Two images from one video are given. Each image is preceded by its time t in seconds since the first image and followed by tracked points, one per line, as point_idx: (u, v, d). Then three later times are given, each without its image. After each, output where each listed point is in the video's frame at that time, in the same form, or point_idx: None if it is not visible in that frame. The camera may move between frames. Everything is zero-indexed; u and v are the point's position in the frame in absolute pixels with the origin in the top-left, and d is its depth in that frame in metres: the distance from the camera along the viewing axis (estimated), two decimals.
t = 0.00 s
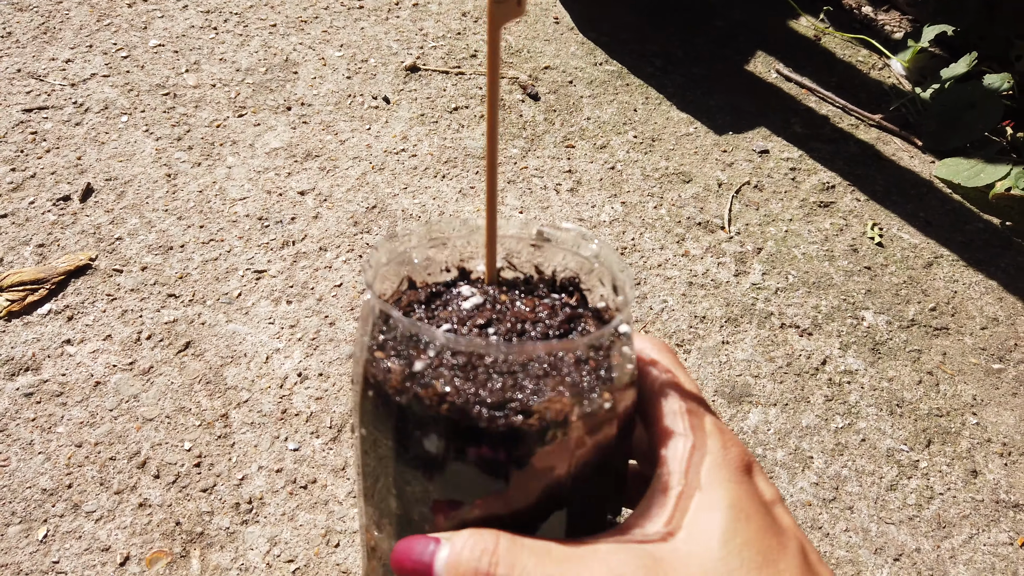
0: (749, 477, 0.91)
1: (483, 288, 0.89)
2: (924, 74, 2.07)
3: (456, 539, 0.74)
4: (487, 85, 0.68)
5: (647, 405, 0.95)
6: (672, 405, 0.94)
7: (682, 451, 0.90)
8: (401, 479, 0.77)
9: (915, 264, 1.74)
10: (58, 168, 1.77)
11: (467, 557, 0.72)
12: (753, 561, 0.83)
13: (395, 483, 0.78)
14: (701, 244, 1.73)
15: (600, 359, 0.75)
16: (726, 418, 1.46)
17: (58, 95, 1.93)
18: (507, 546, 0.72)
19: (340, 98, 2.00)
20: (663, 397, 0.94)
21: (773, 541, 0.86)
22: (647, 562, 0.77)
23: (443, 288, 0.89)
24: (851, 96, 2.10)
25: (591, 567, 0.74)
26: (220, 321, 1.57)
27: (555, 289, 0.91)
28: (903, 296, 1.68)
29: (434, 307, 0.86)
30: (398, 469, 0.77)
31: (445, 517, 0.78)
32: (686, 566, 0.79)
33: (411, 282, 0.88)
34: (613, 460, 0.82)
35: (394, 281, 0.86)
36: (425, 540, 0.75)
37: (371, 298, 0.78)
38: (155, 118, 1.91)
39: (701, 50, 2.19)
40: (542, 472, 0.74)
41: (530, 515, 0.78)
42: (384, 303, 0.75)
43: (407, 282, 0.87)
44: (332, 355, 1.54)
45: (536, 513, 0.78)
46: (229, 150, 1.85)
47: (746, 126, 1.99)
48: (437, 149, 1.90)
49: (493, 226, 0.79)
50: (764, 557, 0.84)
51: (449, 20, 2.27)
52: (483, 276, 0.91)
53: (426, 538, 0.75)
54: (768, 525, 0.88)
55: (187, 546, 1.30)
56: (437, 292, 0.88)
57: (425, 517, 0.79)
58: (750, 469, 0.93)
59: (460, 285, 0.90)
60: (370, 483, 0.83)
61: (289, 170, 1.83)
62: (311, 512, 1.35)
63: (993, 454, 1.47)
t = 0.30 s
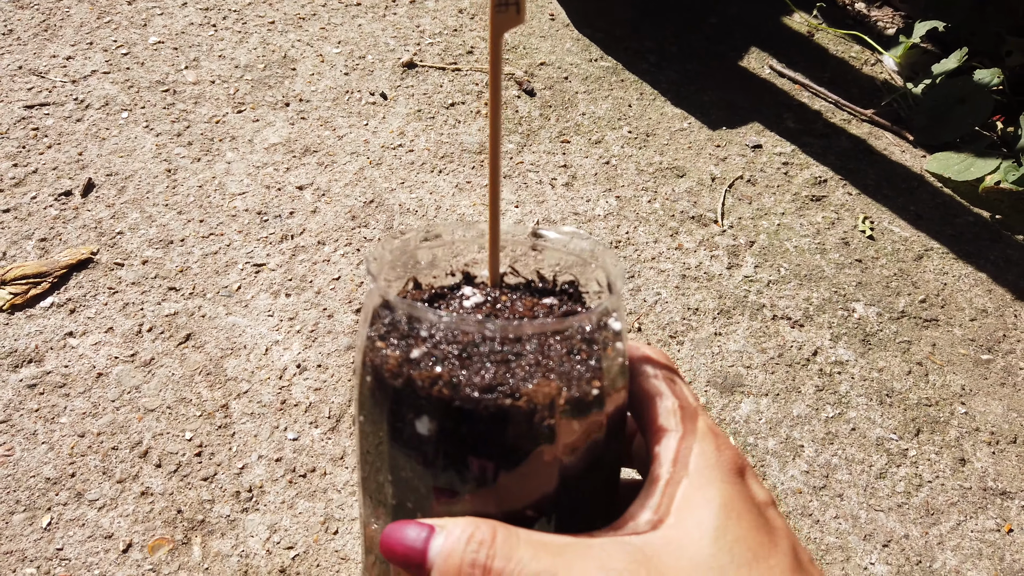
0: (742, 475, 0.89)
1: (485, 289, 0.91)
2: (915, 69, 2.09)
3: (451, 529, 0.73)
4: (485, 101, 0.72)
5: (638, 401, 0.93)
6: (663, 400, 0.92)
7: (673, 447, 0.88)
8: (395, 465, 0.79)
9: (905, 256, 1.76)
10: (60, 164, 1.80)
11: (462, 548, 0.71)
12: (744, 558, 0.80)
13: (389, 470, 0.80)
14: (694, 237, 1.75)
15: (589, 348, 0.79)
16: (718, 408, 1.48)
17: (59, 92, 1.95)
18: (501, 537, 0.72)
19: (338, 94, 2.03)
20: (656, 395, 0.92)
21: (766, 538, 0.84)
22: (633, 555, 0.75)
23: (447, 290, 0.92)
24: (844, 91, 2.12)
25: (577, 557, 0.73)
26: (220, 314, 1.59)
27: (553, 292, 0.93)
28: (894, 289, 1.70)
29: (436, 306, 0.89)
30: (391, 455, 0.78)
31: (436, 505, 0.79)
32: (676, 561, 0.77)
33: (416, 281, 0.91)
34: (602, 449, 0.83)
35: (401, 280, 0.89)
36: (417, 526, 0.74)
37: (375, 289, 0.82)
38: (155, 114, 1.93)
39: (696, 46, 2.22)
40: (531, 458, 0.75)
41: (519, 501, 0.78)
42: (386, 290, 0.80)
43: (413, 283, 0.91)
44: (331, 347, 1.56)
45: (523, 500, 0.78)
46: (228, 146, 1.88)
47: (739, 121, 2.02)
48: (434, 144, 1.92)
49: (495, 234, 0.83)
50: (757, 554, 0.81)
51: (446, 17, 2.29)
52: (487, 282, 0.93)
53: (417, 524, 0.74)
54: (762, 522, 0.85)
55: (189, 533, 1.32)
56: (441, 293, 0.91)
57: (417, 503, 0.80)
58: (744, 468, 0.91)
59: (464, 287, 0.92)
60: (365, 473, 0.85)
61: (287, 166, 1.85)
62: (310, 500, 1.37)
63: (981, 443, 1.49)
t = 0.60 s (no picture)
0: (732, 444, 0.91)
1: (486, 271, 0.94)
2: (906, 60, 2.13)
3: (451, 499, 0.75)
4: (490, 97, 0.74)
5: (630, 376, 0.96)
6: (655, 374, 0.95)
7: (663, 417, 0.91)
8: (394, 437, 0.82)
9: (895, 242, 1.79)
10: (62, 155, 1.82)
11: (464, 517, 0.73)
12: (734, 519, 0.82)
13: (390, 442, 0.83)
14: (687, 224, 1.78)
15: (586, 329, 0.82)
16: (710, 389, 1.51)
17: (61, 84, 1.98)
18: (499, 505, 0.74)
19: (336, 86, 2.06)
20: (647, 372, 0.95)
21: (756, 501, 0.86)
22: (621, 517, 0.78)
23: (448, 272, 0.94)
24: (836, 81, 2.15)
25: (569, 521, 0.76)
26: (221, 300, 1.62)
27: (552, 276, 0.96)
28: (883, 274, 1.73)
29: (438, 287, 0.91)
30: (391, 427, 0.81)
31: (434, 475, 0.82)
32: (663, 522, 0.80)
33: (418, 263, 0.94)
34: (597, 424, 0.85)
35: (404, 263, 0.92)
36: (414, 495, 0.75)
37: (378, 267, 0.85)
38: (156, 105, 1.96)
39: (689, 37, 2.25)
40: (526, 430, 0.77)
41: (515, 473, 0.81)
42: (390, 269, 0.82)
43: (416, 265, 0.93)
44: (330, 333, 1.59)
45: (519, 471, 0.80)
46: (228, 137, 1.90)
47: (732, 111, 2.05)
48: (431, 134, 1.95)
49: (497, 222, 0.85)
50: (746, 516, 0.84)
51: (442, 10, 2.32)
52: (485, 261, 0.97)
53: (413, 494, 0.76)
54: (751, 487, 0.87)
55: (192, 512, 1.35)
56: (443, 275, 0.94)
57: (416, 473, 0.83)
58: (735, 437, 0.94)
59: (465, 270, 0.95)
60: (366, 445, 0.87)
61: (286, 156, 1.88)
62: (311, 480, 1.40)
63: (968, 423, 1.52)
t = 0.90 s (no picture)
0: (735, 379, 0.99)
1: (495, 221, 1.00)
2: (908, 26, 2.12)
3: (463, 426, 0.81)
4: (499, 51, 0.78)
5: (637, 320, 1.04)
6: (660, 316, 1.03)
7: (668, 355, 0.99)
8: (404, 367, 0.85)
9: (897, 206, 1.80)
10: (64, 129, 1.83)
11: (476, 441, 0.80)
12: (737, 445, 0.90)
13: (399, 374, 0.86)
14: (689, 190, 1.78)
15: (590, 265, 0.84)
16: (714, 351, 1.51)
17: (61, 59, 1.98)
18: (509, 433, 0.81)
19: (335, 57, 2.06)
20: (654, 316, 1.03)
21: (758, 429, 0.93)
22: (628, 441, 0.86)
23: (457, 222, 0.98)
24: (836, 48, 2.15)
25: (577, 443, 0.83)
26: (224, 269, 1.62)
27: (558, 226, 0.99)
28: (886, 237, 1.73)
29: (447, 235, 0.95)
30: (401, 358, 0.85)
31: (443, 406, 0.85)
32: (669, 446, 0.88)
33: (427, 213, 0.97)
34: (602, 359, 0.89)
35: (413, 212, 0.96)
36: (427, 419, 0.82)
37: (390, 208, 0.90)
38: (156, 79, 1.96)
39: (689, 6, 2.24)
40: (532, 357, 0.80)
41: (522, 402, 0.84)
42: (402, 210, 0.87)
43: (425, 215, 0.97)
44: (334, 300, 1.60)
45: (526, 400, 0.84)
46: (229, 109, 1.91)
47: (733, 79, 2.05)
48: (431, 104, 1.96)
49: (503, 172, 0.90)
50: (749, 442, 0.91)
51: None
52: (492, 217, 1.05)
53: (427, 418, 0.82)
54: (754, 417, 0.94)
55: (200, 475, 1.35)
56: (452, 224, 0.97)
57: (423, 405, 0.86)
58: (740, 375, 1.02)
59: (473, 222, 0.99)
60: (376, 380, 0.91)
61: (287, 127, 1.88)
62: (317, 443, 1.40)
63: (971, 381, 1.52)
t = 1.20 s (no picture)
0: (728, 360, 0.99)
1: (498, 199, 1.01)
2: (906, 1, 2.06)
3: (453, 388, 0.82)
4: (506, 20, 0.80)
5: (637, 298, 1.05)
6: (662, 295, 1.04)
7: (664, 332, 0.99)
8: (405, 341, 0.84)
9: (896, 183, 1.78)
10: (53, 115, 1.81)
11: (467, 403, 0.80)
12: (728, 421, 0.90)
13: (399, 348, 0.85)
14: (686, 170, 1.76)
15: (593, 241, 0.84)
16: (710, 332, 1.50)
17: (50, 45, 1.96)
18: (498, 393, 0.82)
19: (327, 40, 2.05)
20: (653, 296, 1.04)
21: (749, 407, 0.93)
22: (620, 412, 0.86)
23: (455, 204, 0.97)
24: (834, 25, 2.15)
25: (569, 412, 0.83)
26: (217, 256, 1.61)
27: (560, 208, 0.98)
28: (885, 215, 1.72)
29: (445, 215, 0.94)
30: (402, 331, 0.83)
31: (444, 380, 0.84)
32: (661, 418, 0.87)
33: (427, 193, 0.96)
34: (604, 334, 0.88)
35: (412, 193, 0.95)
36: (423, 388, 0.83)
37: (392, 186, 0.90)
38: (146, 64, 1.94)
39: None
40: (535, 330, 0.80)
41: (521, 373, 0.84)
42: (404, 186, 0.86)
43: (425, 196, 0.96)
44: (327, 285, 1.58)
45: (525, 370, 0.84)
46: (220, 93, 1.89)
47: (730, 57, 2.04)
48: (424, 86, 1.95)
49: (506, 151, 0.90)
50: (740, 419, 0.91)
51: None
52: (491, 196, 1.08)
53: (423, 388, 0.83)
54: (746, 396, 0.94)
55: (194, 463, 1.34)
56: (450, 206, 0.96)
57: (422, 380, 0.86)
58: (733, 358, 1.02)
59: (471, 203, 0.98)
60: (377, 356, 0.90)
61: (279, 111, 1.87)
62: (312, 429, 1.39)
63: (970, 360, 1.50)
